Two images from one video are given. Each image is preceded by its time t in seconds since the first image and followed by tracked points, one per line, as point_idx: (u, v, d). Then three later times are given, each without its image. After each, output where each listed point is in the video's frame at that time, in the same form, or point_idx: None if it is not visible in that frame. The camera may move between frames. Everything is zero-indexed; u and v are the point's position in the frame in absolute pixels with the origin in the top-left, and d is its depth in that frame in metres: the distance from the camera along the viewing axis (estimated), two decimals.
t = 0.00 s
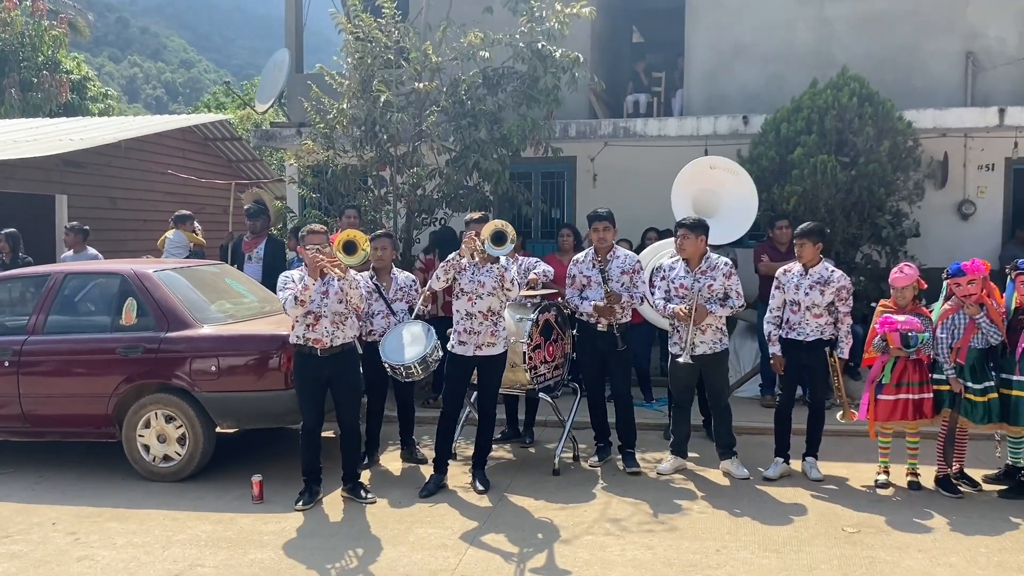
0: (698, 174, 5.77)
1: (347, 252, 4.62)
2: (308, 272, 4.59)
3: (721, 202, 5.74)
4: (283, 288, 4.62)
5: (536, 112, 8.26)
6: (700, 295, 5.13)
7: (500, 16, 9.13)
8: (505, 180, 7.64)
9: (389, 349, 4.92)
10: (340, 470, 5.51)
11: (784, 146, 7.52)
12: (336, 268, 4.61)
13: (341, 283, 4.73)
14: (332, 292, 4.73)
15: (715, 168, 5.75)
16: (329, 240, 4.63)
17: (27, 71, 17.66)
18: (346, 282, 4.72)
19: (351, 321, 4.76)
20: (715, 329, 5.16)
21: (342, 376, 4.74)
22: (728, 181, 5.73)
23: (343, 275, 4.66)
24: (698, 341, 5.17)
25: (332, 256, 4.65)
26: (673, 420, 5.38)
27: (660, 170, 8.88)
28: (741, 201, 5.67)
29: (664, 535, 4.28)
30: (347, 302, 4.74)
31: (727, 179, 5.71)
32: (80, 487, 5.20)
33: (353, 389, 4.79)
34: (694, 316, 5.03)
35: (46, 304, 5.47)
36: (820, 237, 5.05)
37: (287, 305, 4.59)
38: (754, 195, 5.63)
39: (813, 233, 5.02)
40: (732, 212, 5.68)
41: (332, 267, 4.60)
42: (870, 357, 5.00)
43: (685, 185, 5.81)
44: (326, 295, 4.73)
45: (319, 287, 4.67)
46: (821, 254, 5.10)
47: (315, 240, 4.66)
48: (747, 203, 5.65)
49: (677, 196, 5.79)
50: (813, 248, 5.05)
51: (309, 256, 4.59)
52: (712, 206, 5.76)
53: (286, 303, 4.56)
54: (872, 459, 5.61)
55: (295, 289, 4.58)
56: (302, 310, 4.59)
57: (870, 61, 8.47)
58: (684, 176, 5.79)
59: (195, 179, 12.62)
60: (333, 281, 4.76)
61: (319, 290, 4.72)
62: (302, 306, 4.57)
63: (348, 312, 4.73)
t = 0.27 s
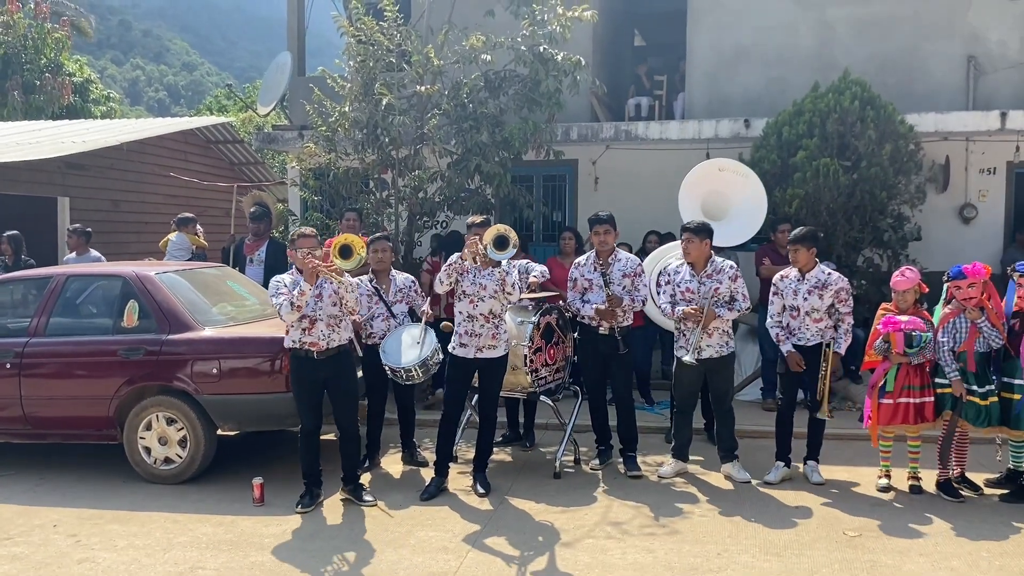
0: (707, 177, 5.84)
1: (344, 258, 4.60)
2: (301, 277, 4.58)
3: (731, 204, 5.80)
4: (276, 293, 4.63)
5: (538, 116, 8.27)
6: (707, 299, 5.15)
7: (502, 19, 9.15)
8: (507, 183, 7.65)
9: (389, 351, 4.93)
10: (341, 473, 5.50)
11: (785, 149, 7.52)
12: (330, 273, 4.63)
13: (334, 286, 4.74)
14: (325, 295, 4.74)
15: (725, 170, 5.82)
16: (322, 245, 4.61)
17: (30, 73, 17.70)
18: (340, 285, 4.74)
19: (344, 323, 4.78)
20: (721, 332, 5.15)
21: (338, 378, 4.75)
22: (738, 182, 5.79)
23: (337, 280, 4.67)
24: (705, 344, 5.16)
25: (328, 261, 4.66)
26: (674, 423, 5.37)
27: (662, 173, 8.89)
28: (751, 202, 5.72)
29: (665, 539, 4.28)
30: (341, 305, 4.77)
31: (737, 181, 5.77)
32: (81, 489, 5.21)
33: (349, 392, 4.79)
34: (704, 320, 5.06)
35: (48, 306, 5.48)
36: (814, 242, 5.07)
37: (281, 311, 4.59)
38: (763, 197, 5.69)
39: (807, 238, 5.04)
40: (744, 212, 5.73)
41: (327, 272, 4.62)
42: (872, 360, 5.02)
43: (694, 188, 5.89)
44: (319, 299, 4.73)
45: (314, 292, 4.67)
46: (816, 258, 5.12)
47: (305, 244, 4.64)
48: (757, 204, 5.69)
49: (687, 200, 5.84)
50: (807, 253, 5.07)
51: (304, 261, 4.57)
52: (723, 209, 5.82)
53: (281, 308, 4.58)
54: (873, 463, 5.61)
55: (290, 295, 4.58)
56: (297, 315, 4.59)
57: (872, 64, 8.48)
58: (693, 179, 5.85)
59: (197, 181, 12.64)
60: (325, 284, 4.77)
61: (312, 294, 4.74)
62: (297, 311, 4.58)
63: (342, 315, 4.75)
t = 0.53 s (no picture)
0: (716, 182, 5.83)
1: (349, 262, 4.64)
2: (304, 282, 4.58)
3: (740, 210, 5.80)
4: (275, 301, 4.58)
5: (540, 120, 8.28)
6: (708, 303, 5.15)
7: (504, 24, 9.18)
8: (509, 187, 7.66)
9: (388, 355, 4.94)
10: (342, 477, 5.51)
11: (787, 154, 7.53)
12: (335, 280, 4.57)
13: (334, 290, 4.76)
14: (326, 299, 4.75)
15: (735, 175, 5.80)
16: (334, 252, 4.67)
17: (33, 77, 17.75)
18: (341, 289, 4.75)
19: (344, 325, 4.81)
20: (723, 336, 5.16)
21: (338, 381, 4.78)
22: (748, 188, 5.78)
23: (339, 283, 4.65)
24: (706, 348, 5.16)
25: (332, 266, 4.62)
26: (676, 428, 5.37)
27: (664, 177, 8.89)
28: (761, 208, 5.71)
29: (666, 544, 4.27)
30: (341, 308, 4.79)
31: (746, 187, 5.76)
32: (83, 493, 5.21)
33: (347, 395, 4.81)
34: (707, 322, 5.08)
35: (50, 309, 5.48)
36: (806, 248, 5.06)
37: (282, 318, 4.57)
38: (773, 203, 5.67)
39: (799, 244, 5.03)
40: (753, 218, 5.73)
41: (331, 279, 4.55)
42: (875, 364, 5.05)
43: (702, 193, 5.89)
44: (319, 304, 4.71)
45: (316, 297, 4.66)
46: (808, 263, 5.12)
47: (303, 247, 4.60)
48: (767, 210, 5.68)
49: (696, 205, 5.85)
50: (800, 259, 5.06)
51: (309, 268, 4.51)
52: (732, 214, 5.83)
53: (282, 315, 4.56)
54: (875, 468, 5.60)
55: (293, 301, 4.55)
56: (299, 321, 4.57)
57: (873, 69, 8.49)
58: (702, 184, 5.85)
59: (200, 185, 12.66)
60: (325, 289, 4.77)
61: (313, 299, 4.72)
62: (300, 318, 4.56)
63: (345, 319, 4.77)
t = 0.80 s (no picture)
0: (723, 186, 5.75)
1: (358, 263, 4.54)
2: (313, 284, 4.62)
3: (749, 214, 5.72)
4: (283, 302, 4.63)
5: (542, 125, 8.30)
6: (706, 308, 5.15)
7: (506, 30, 9.20)
8: (511, 192, 7.67)
9: (389, 359, 4.94)
10: (344, 481, 5.51)
11: (789, 159, 7.53)
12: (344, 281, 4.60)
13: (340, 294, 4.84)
14: (333, 303, 4.82)
15: (743, 180, 5.71)
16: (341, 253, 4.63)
17: (37, 82, 17.82)
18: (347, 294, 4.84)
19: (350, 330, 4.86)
20: (719, 342, 5.14)
21: (344, 386, 4.77)
22: (756, 193, 5.69)
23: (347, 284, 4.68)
24: (702, 353, 5.16)
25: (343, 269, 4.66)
26: (678, 433, 5.37)
27: (666, 182, 8.91)
28: (769, 215, 5.62)
29: (669, 549, 4.27)
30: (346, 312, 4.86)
31: (754, 192, 5.66)
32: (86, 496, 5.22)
33: (354, 399, 4.81)
34: (704, 327, 5.03)
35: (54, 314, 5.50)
36: (803, 250, 5.07)
37: (292, 318, 4.59)
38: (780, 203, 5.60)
39: (797, 246, 5.03)
40: (760, 225, 5.64)
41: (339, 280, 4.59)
42: (878, 369, 4.99)
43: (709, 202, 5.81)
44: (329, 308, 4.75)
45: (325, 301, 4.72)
46: (806, 265, 5.14)
47: (309, 250, 4.67)
48: (774, 217, 5.59)
49: (702, 209, 5.79)
50: (798, 261, 5.07)
51: (318, 269, 4.56)
52: (739, 219, 5.75)
53: (292, 315, 4.58)
54: (877, 473, 5.59)
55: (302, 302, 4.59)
56: (308, 322, 4.59)
57: (876, 74, 8.50)
58: (709, 187, 5.77)
59: (203, 190, 12.69)
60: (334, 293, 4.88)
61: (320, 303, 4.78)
62: (308, 318, 4.59)
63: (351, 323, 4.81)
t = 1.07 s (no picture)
0: (729, 192, 5.76)
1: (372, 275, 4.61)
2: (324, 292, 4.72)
3: (756, 219, 5.72)
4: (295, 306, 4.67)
5: (544, 130, 8.31)
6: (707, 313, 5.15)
7: (509, 35, 9.22)
8: (514, 197, 7.68)
9: (392, 364, 4.95)
10: (346, 486, 5.51)
11: (791, 164, 7.53)
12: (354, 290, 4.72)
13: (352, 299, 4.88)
14: (345, 309, 4.88)
15: (749, 187, 5.74)
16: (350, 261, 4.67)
17: (41, 87, 17.87)
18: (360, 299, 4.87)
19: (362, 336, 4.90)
20: (721, 347, 5.15)
21: (353, 389, 4.79)
22: (762, 201, 5.70)
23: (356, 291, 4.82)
24: (704, 359, 5.15)
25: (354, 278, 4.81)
26: (680, 438, 5.36)
27: (668, 187, 8.91)
28: (773, 223, 5.63)
29: (671, 554, 4.26)
30: (358, 318, 4.90)
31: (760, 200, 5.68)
32: (88, 500, 5.22)
33: (362, 403, 4.82)
34: (704, 331, 5.04)
35: (57, 318, 5.51)
36: (816, 253, 5.09)
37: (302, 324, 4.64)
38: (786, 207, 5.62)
39: (809, 249, 5.06)
40: (764, 233, 5.65)
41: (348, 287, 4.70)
42: (881, 374, 5.01)
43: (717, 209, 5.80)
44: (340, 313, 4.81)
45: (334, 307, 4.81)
46: (818, 268, 5.16)
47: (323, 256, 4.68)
48: (778, 225, 5.60)
49: (707, 215, 5.79)
50: (811, 265, 5.10)
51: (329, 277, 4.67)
52: (744, 226, 5.74)
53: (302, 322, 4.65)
54: (880, 479, 5.58)
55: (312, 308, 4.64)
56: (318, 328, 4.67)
57: (878, 80, 8.50)
58: (715, 193, 5.77)
59: (206, 194, 12.71)
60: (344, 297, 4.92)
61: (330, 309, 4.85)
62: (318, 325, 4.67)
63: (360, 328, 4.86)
